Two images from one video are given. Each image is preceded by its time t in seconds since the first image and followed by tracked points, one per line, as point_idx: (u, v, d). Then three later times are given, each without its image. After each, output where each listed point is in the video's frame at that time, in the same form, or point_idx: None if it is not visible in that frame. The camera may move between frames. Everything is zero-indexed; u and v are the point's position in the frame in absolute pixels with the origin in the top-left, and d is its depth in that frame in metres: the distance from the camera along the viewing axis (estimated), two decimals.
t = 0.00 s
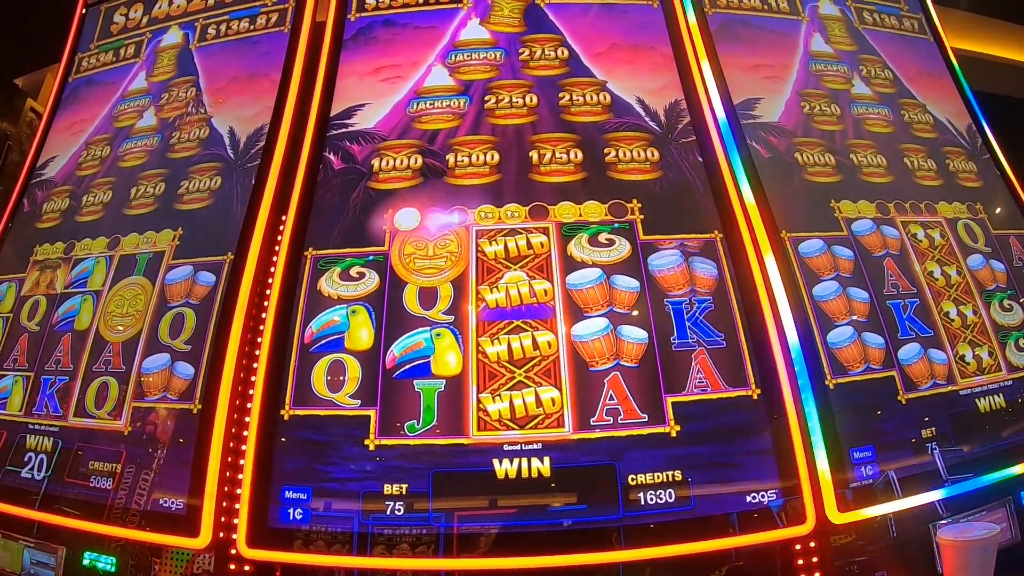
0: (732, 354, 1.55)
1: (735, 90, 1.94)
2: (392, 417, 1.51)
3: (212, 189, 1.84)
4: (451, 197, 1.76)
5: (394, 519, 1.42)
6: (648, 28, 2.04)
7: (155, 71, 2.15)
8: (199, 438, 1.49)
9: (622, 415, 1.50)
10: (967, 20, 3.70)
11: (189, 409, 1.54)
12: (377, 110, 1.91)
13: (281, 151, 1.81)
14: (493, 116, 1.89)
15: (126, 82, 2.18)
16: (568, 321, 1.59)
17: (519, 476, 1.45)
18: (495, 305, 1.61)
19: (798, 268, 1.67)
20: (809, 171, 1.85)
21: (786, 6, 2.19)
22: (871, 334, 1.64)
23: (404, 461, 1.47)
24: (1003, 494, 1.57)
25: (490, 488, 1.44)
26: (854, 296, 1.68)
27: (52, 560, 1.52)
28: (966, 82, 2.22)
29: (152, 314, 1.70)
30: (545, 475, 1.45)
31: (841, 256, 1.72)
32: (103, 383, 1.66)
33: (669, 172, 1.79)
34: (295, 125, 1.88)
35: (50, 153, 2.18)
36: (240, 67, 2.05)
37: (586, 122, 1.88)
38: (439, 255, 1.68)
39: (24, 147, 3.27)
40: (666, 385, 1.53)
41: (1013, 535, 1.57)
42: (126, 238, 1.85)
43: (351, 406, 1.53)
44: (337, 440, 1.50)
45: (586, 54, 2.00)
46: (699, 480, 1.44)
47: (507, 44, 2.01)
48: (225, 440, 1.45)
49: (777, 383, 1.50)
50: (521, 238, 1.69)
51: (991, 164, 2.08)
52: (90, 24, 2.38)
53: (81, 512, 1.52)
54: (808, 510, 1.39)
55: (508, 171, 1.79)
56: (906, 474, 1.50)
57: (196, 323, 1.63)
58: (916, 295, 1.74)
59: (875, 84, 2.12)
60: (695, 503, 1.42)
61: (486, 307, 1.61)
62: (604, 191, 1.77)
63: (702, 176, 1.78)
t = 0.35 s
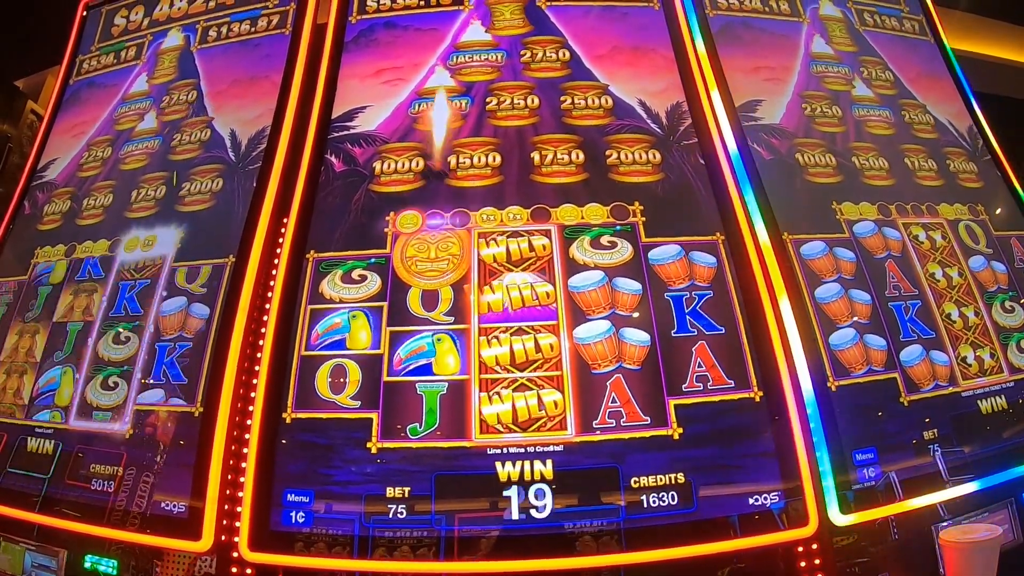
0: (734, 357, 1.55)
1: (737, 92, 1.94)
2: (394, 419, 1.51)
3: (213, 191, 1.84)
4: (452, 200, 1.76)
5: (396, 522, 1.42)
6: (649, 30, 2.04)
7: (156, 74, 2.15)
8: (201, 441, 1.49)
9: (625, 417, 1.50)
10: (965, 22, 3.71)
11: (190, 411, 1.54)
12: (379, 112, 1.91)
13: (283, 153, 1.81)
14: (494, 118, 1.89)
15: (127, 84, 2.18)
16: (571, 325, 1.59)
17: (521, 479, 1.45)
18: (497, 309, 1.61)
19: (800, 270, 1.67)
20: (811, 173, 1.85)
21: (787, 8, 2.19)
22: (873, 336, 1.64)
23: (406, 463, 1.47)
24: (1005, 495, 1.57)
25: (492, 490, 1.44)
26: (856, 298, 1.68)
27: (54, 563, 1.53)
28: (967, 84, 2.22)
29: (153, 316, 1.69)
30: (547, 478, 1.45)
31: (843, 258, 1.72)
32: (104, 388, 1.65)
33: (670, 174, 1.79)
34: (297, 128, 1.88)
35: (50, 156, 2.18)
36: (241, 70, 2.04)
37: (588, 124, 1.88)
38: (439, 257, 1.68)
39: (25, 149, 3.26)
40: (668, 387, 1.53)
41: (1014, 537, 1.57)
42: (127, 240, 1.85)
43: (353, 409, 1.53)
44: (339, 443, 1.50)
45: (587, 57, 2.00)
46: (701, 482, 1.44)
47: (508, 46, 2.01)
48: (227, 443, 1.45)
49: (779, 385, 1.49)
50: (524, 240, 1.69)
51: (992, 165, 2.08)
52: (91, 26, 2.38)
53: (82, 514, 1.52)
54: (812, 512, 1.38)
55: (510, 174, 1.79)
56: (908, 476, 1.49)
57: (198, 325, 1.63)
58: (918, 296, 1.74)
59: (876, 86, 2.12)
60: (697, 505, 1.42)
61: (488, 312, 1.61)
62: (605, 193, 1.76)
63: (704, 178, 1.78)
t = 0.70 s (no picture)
0: (729, 362, 1.56)
1: (732, 98, 1.96)
2: (392, 423, 1.53)
3: (213, 196, 1.86)
4: (450, 206, 1.78)
5: (395, 524, 1.44)
6: (646, 36, 2.05)
7: (156, 79, 2.17)
8: (202, 444, 1.51)
9: (620, 422, 1.52)
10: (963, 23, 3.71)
11: (191, 415, 1.56)
12: (377, 118, 1.93)
13: (282, 159, 1.83)
14: (492, 124, 1.90)
15: (127, 89, 2.20)
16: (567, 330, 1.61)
17: (518, 482, 1.47)
18: (494, 314, 1.63)
19: (794, 276, 1.69)
20: (806, 178, 1.87)
21: (783, 13, 2.20)
22: (865, 340, 1.66)
23: (404, 467, 1.49)
24: (1000, 497, 1.58)
25: (489, 493, 1.46)
26: (850, 303, 1.69)
27: (56, 564, 1.54)
28: (962, 88, 2.23)
29: (155, 320, 1.71)
30: (543, 481, 1.47)
31: (837, 263, 1.74)
32: (106, 392, 1.68)
33: (666, 180, 1.81)
34: (296, 134, 1.90)
35: (52, 161, 2.19)
36: (241, 75, 2.06)
37: (584, 130, 1.89)
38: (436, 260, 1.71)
39: (25, 151, 3.28)
40: (663, 392, 1.55)
41: (1007, 539, 1.59)
42: (129, 246, 1.87)
43: (351, 413, 1.55)
44: (338, 447, 1.52)
45: (584, 63, 2.02)
46: (695, 485, 1.46)
47: (506, 52, 2.03)
48: (228, 447, 1.47)
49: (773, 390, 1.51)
50: (522, 246, 1.71)
51: (987, 169, 2.09)
52: (91, 31, 2.40)
53: (82, 516, 1.54)
54: (805, 514, 1.40)
55: (507, 180, 1.81)
56: (900, 479, 1.51)
57: (199, 329, 1.65)
58: (911, 301, 1.76)
59: (872, 91, 2.14)
60: (691, 508, 1.44)
61: (484, 317, 1.63)
62: (602, 198, 1.78)
63: (699, 184, 1.79)
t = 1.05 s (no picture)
0: (733, 361, 1.55)
1: (735, 95, 1.95)
2: (393, 423, 1.51)
3: (213, 193, 1.84)
4: (452, 203, 1.76)
5: (395, 524, 1.42)
6: (648, 33, 2.04)
7: (156, 76, 2.15)
8: (200, 443, 1.49)
9: (624, 421, 1.50)
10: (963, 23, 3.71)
11: (189, 413, 1.54)
12: (378, 115, 1.91)
13: (282, 156, 1.82)
14: (494, 121, 1.89)
15: (126, 85, 2.18)
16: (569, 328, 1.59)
17: (520, 481, 1.45)
18: (495, 311, 1.61)
19: (798, 274, 1.68)
20: (810, 176, 1.85)
21: (786, 11, 2.19)
22: (870, 339, 1.65)
23: (404, 466, 1.47)
24: (1004, 498, 1.57)
25: (491, 492, 1.44)
26: (854, 301, 1.68)
27: (53, 564, 1.53)
28: (966, 87, 2.22)
29: (153, 317, 1.70)
30: (546, 481, 1.45)
31: (841, 261, 1.73)
32: (104, 390, 1.66)
33: (669, 177, 1.80)
34: (296, 131, 1.88)
35: (50, 157, 2.18)
36: (242, 72, 2.05)
37: (586, 127, 1.88)
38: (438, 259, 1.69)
39: (24, 149, 3.26)
40: (667, 391, 1.53)
41: (1012, 539, 1.58)
42: (127, 242, 1.85)
43: (351, 412, 1.53)
44: (337, 446, 1.50)
45: (586, 60, 2.00)
46: (699, 485, 1.45)
47: (508, 49, 2.02)
48: (227, 446, 1.46)
49: (777, 389, 1.50)
50: (523, 244, 1.70)
51: (991, 168, 2.08)
52: (91, 27, 2.38)
53: (81, 515, 1.52)
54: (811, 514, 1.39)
55: (509, 177, 1.80)
56: (905, 479, 1.50)
57: (197, 326, 1.64)
58: (916, 300, 1.75)
59: (875, 88, 2.13)
60: (696, 507, 1.42)
61: (486, 315, 1.61)
62: (604, 196, 1.77)
63: (703, 182, 1.78)
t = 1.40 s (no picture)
0: (735, 359, 1.54)
1: (738, 94, 1.94)
2: (393, 420, 1.51)
3: (213, 190, 1.84)
4: (453, 200, 1.76)
5: (395, 522, 1.42)
6: (650, 32, 2.04)
7: (157, 72, 2.15)
8: (200, 440, 1.49)
9: (625, 419, 1.50)
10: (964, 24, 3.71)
11: (189, 410, 1.54)
12: (380, 112, 1.91)
13: (284, 153, 1.82)
14: (496, 119, 1.88)
15: (128, 82, 2.18)
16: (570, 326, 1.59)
17: (520, 480, 1.45)
18: (496, 309, 1.61)
19: (800, 273, 1.67)
20: (813, 175, 1.85)
21: (789, 10, 2.19)
22: (873, 338, 1.64)
23: (405, 464, 1.47)
24: (1006, 498, 1.57)
25: (491, 491, 1.44)
26: (857, 300, 1.68)
27: (52, 561, 1.52)
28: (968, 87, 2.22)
29: (153, 315, 1.69)
30: (546, 479, 1.44)
31: (843, 260, 1.72)
32: (104, 387, 1.65)
33: (672, 176, 1.79)
34: (298, 128, 1.88)
35: (51, 154, 2.18)
36: (243, 69, 2.04)
37: (588, 125, 1.88)
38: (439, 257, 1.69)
39: (25, 147, 3.28)
40: (668, 389, 1.53)
41: (1013, 540, 1.57)
42: (127, 239, 1.85)
43: (352, 409, 1.52)
44: (338, 443, 1.49)
45: (588, 58, 2.00)
46: (700, 484, 1.44)
47: (510, 47, 2.01)
48: (227, 443, 1.45)
49: (780, 388, 1.49)
50: (524, 241, 1.69)
51: (993, 168, 2.08)
52: (92, 24, 2.38)
53: (81, 513, 1.52)
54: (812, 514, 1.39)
55: (511, 175, 1.79)
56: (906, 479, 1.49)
57: (197, 323, 1.63)
58: (918, 299, 1.74)
59: (877, 88, 2.13)
60: (696, 507, 1.42)
61: (488, 312, 1.61)
62: (606, 194, 1.76)
63: (705, 181, 1.78)
